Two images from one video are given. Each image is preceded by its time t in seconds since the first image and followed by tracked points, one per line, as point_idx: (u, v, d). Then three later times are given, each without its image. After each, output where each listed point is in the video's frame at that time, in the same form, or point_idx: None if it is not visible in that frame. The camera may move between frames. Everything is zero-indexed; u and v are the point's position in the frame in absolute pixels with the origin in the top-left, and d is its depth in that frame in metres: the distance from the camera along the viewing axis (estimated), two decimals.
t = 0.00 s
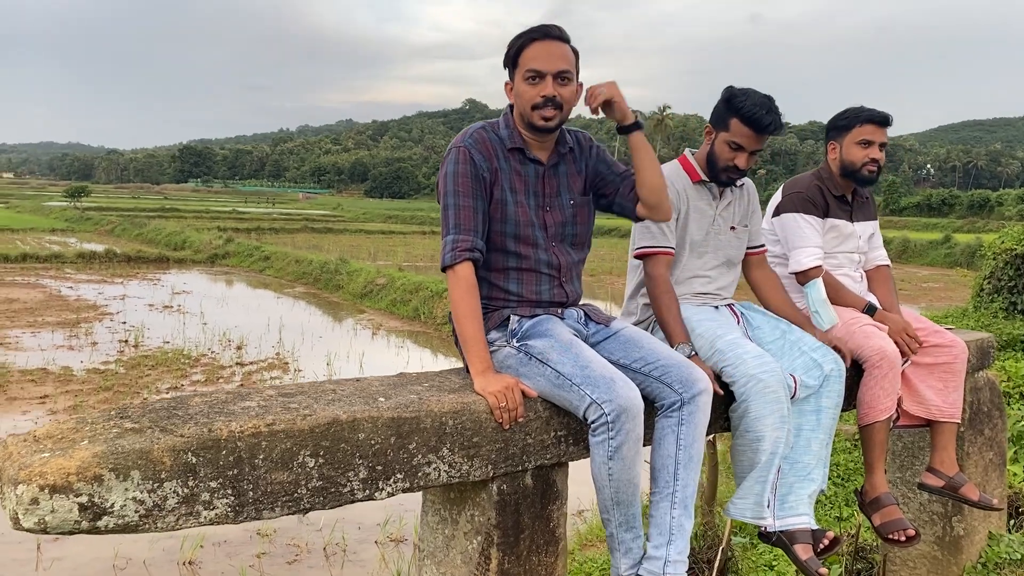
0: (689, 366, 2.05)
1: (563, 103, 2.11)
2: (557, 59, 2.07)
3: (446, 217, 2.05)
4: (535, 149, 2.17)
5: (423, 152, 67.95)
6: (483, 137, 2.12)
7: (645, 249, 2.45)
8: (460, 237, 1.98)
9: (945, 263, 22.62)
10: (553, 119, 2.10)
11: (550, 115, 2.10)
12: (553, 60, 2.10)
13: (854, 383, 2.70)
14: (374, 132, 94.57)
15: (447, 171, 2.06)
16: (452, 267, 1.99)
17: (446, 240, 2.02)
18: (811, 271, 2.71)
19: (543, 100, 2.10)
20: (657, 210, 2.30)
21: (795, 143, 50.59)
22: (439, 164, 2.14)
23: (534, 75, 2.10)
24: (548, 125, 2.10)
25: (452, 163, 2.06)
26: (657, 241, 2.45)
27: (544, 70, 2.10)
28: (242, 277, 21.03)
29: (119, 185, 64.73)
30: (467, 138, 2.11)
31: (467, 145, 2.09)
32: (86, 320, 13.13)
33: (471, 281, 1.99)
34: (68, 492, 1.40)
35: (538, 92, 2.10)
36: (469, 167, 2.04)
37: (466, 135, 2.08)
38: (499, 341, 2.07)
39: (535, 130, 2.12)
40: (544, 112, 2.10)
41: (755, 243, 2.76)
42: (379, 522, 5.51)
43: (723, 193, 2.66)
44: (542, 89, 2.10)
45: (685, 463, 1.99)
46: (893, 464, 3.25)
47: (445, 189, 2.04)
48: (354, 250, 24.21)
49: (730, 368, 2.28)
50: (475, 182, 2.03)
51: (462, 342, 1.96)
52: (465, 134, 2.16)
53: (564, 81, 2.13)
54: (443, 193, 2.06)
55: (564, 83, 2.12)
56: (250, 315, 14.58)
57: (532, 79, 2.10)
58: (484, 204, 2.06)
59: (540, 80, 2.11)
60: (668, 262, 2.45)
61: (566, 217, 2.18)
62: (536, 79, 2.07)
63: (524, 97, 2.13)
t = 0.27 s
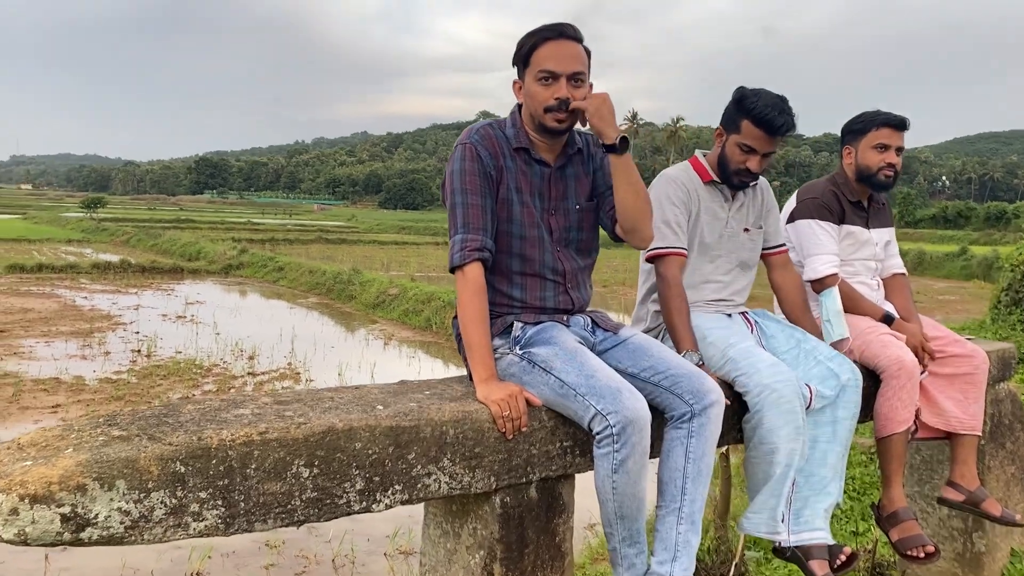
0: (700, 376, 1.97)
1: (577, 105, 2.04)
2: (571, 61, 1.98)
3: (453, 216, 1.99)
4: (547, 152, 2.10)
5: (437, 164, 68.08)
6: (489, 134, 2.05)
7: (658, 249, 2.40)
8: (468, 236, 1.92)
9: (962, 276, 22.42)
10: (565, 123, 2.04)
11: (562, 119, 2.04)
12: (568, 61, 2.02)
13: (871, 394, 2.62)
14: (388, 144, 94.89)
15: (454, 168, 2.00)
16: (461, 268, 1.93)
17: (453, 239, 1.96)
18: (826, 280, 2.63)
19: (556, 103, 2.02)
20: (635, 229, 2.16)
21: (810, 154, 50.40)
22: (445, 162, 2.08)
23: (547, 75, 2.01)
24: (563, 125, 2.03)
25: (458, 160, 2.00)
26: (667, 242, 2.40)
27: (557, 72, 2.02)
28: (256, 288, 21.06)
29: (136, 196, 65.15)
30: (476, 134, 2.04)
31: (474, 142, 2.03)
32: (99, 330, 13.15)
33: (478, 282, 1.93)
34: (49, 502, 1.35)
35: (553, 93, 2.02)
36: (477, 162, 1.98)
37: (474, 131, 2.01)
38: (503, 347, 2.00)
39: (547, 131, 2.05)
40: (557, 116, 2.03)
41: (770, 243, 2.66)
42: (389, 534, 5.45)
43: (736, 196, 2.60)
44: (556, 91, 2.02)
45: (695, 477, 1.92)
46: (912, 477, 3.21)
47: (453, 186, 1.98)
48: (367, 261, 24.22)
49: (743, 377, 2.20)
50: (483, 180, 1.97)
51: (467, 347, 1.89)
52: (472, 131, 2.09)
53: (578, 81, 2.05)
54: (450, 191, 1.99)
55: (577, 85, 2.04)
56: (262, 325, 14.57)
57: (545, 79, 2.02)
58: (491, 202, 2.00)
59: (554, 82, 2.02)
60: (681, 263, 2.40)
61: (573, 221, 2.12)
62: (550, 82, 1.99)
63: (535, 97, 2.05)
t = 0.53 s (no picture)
0: (716, 383, 1.90)
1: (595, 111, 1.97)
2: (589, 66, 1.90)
3: (462, 218, 1.95)
4: (558, 155, 2.05)
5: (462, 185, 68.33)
6: (500, 134, 2.01)
7: (680, 252, 2.32)
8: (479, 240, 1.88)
9: (992, 296, 22.09)
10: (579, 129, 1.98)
11: (577, 125, 1.98)
12: (585, 65, 1.95)
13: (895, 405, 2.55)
14: (413, 166, 95.44)
15: (463, 169, 1.97)
16: (469, 270, 1.89)
17: (462, 241, 1.92)
18: (849, 287, 2.56)
19: (573, 108, 1.96)
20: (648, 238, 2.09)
21: (836, 175, 50.06)
22: (455, 162, 2.04)
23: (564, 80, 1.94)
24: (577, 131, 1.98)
25: (468, 161, 1.97)
26: (690, 245, 2.32)
27: (574, 76, 1.96)
28: (281, 307, 21.16)
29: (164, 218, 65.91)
30: (487, 134, 1.99)
31: (484, 142, 1.99)
32: (125, 349, 13.25)
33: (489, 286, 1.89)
34: (41, 502, 1.32)
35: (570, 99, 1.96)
36: (488, 163, 1.94)
37: (484, 132, 1.97)
38: (512, 353, 1.96)
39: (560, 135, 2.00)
40: (573, 122, 1.97)
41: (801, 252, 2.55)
42: (408, 553, 5.40)
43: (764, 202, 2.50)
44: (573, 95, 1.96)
45: (711, 488, 1.85)
46: (940, 494, 3.15)
47: (463, 187, 1.94)
48: (391, 281, 24.28)
49: (760, 387, 2.14)
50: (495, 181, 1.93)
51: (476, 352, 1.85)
52: (482, 131, 2.06)
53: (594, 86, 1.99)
54: (459, 192, 1.96)
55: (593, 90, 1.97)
56: (286, 344, 14.62)
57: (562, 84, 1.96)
58: (501, 204, 1.96)
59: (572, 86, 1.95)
60: (705, 268, 2.32)
61: (585, 225, 2.07)
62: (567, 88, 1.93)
63: (551, 101, 1.99)
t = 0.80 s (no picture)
0: (732, 365, 1.88)
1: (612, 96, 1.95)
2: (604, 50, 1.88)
3: (476, 199, 1.96)
4: (575, 138, 2.05)
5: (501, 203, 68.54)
6: (515, 117, 2.02)
7: (711, 233, 2.23)
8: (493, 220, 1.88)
9: None
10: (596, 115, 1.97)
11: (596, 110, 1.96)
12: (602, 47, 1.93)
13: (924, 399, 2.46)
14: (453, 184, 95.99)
15: (478, 151, 1.97)
16: (483, 251, 1.89)
17: (476, 222, 1.93)
18: (877, 278, 2.49)
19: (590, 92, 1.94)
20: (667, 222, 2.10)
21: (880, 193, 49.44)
22: (471, 145, 2.05)
23: (581, 63, 1.93)
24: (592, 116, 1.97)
25: (483, 142, 1.97)
26: (721, 226, 2.22)
27: (590, 60, 1.94)
28: (320, 322, 21.37)
29: (208, 235, 66.99)
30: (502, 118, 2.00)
31: (500, 124, 2.00)
32: (166, 361, 13.47)
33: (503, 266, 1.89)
34: (51, 461, 1.34)
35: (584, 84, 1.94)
36: (502, 145, 1.94)
37: (500, 114, 1.98)
38: (526, 333, 1.96)
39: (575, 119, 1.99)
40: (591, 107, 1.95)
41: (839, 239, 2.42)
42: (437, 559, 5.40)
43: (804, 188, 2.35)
44: (590, 80, 1.94)
45: (726, 470, 1.82)
46: (973, 496, 3.04)
47: (478, 169, 1.95)
48: (429, 297, 24.41)
49: (783, 374, 2.07)
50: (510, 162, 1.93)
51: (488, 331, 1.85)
52: (498, 113, 2.06)
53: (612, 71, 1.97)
54: (475, 174, 1.97)
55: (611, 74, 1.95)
56: (323, 357, 14.75)
57: (579, 67, 1.94)
58: (516, 186, 1.97)
59: (588, 70, 1.94)
60: (735, 252, 2.22)
61: (600, 209, 2.08)
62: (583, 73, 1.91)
63: (568, 84, 1.97)
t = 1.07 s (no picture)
0: (724, 345, 1.89)
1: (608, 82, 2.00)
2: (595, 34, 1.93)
3: (474, 182, 1.99)
4: (571, 123, 2.10)
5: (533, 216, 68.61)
6: (513, 102, 2.06)
7: (715, 218, 2.20)
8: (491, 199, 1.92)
9: None
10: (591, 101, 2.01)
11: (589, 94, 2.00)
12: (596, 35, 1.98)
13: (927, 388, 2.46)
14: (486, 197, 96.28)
15: (477, 135, 2.01)
16: (480, 232, 1.93)
17: (474, 205, 1.96)
18: (881, 268, 2.49)
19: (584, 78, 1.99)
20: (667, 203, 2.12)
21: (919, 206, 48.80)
22: (470, 129, 2.10)
23: (575, 49, 1.99)
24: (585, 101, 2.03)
25: (482, 126, 2.01)
26: (722, 210, 2.20)
27: (585, 47, 1.98)
28: (352, 331, 21.54)
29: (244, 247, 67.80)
30: (501, 103, 2.04)
31: (498, 109, 2.04)
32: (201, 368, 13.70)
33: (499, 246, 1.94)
34: (49, 421, 1.40)
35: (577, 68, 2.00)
36: (500, 128, 1.98)
37: (499, 99, 2.02)
38: (520, 314, 1.99)
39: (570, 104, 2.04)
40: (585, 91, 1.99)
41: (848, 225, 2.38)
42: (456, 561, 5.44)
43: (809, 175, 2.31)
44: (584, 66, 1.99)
45: (716, 448, 1.83)
46: (986, 493, 2.99)
47: (477, 152, 1.99)
48: (460, 308, 24.50)
49: (778, 359, 2.09)
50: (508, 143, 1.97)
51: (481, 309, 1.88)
52: (496, 99, 2.11)
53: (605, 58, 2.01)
54: (473, 157, 2.01)
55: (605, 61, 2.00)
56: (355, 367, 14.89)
57: (573, 54, 1.99)
58: (513, 169, 2.01)
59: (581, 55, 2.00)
60: (737, 238, 2.20)
61: (595, 194, 2.12)
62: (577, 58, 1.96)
63: (563, 70, 2.01)
